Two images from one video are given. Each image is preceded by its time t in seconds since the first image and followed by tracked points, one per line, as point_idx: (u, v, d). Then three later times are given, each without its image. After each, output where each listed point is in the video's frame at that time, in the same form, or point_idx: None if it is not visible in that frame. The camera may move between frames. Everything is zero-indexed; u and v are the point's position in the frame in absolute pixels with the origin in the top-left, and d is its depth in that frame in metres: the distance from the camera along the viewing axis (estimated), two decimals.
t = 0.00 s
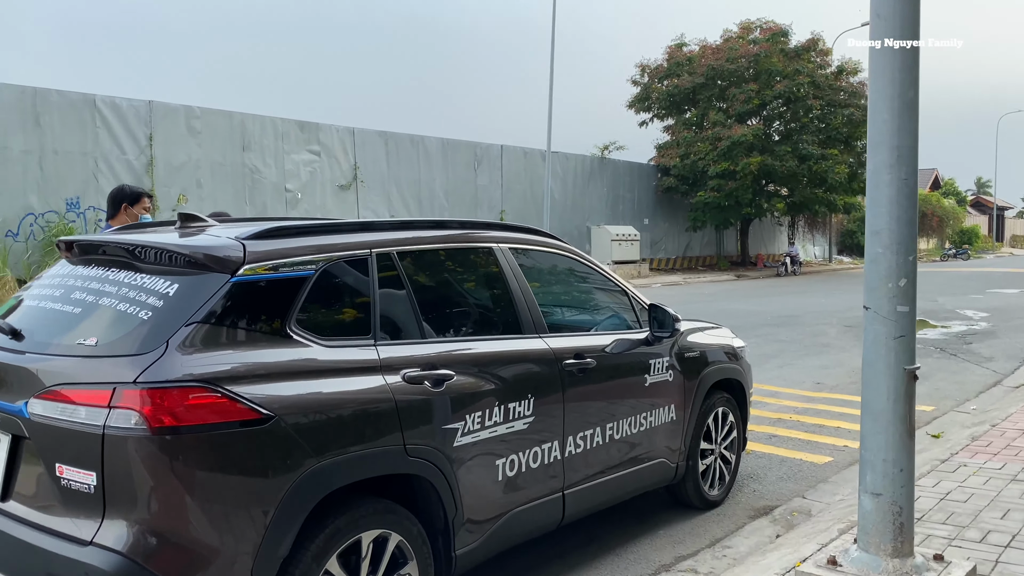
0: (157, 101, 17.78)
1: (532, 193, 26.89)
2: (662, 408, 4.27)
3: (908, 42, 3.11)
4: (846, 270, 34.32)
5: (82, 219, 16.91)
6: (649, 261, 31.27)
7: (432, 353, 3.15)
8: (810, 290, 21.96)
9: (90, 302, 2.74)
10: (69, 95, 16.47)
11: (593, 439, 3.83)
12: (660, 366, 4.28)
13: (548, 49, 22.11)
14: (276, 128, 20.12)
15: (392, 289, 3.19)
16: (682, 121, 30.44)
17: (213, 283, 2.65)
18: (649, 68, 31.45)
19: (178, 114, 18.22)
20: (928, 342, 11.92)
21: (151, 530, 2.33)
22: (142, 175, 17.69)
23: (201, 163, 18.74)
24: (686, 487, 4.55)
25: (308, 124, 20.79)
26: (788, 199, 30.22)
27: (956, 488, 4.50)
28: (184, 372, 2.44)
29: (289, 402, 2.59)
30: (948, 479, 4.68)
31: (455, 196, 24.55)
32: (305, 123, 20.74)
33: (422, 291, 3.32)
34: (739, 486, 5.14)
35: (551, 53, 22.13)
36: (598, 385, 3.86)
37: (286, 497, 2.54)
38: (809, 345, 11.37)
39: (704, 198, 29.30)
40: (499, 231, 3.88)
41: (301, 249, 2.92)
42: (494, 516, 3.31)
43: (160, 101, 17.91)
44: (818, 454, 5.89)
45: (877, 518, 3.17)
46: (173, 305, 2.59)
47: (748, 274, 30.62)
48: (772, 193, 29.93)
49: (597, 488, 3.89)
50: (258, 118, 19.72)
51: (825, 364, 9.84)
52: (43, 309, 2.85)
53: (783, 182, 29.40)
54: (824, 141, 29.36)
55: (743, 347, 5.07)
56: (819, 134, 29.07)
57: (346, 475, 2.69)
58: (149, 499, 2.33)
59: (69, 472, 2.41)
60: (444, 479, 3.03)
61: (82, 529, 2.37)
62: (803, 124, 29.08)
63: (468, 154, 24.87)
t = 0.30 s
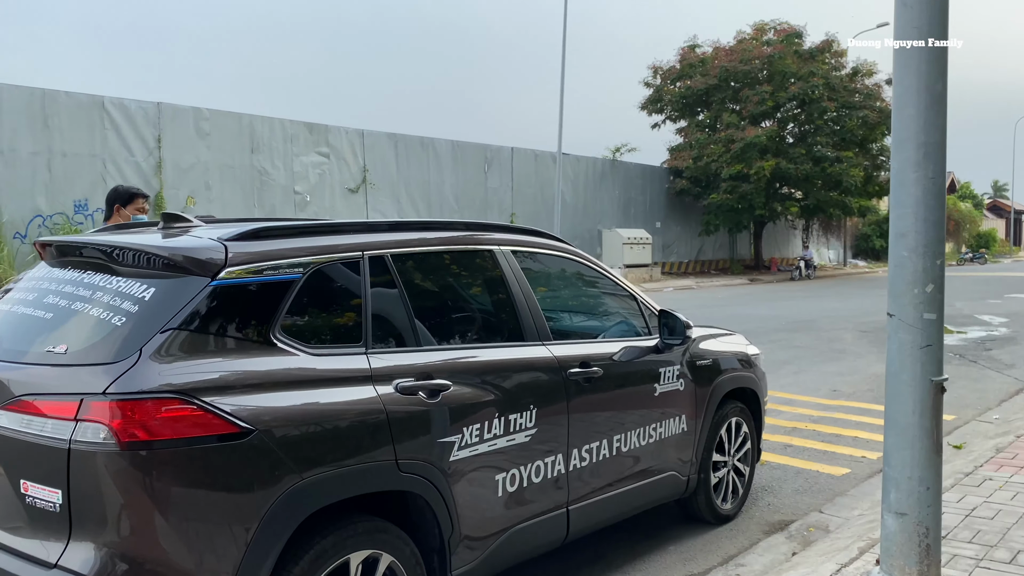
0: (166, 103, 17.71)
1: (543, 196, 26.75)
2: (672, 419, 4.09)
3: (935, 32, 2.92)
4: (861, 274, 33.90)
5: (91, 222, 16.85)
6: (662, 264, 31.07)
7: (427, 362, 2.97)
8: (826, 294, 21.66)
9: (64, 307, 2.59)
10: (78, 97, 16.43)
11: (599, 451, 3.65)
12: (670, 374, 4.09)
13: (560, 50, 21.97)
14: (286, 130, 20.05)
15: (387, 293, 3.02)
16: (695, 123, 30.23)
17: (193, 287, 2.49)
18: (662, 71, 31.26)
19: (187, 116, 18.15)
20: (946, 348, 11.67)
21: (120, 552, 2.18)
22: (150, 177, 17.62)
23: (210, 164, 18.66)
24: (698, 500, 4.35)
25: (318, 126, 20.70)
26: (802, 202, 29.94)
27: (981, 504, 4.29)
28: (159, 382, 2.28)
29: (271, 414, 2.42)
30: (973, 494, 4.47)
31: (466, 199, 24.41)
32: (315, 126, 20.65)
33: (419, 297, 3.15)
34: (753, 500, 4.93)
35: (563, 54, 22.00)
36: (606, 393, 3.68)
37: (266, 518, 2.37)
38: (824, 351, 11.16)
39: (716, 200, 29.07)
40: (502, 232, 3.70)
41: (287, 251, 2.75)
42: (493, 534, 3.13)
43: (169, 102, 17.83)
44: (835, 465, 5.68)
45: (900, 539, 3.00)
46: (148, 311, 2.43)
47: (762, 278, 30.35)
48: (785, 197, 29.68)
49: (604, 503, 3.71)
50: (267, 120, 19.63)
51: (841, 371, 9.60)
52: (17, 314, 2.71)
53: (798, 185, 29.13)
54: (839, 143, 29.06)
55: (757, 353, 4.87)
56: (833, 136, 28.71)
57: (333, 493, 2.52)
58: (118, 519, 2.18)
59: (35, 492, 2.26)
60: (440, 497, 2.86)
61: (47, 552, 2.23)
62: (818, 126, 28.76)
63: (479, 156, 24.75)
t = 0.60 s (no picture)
0: (177, 102, 17.66)
1: (554, 195, 26.61)
2: (679, 424, 3.95)
3: (955, 21, 2.77)
4: (875, 274, 33.63)
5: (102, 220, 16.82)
6: (674, 264, 30.89)
7: (420, 365, 2.85)
8: (840, 295, 21.43)
9: (37, 307, 2.49)
10: (90, 95, 16.41)
11: (601, 459, 3.51)
12: (677, 379, 3.95)
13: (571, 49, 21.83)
14: (297, 129, 19.98)
15: (378, 294, 2.89)
16: (707, 122, 30.00)
17: (171, 286, 2.37)
18: (674, 70, 31.04)
19: (198, 115, 18.09)
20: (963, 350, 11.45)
21: (88, 568, 2.07)
22: (161, 175, 17.58)
23: (221, 163, 18.60)
24: (705, 509, 4.21)
25: (329, 125, 20.63)
26: (816, 202, 29.69)
27: (1000, 515, 4.13)
28: (133, 388, 2.16)
29: (251, 421, 2.30)
30: (992, 505, 4.31)
31: (476, 198, 24.29)
32: (326, 125, 20.59)
33: (414, 297, 3.03)
34: (762, 508, 4.78)
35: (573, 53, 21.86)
36: (609, 398, 3.55)
37: (246, 529, 2.25)
38: (837, 352, 10.98)
39: (729, 200, 28.85)
40: (503, 230, 3.57)
41: (273, 248, 2.63)
42: (490, 545, 3.00)
43: (180, 101, 17.78)
44: (848, 472, 5.53)
45: (916, 554, 2.88)
46: (123, 312, 2.31)
47: (775, 278, 30.13)
48: (799, 196, 29.44)
49: (607, 512, 3.58)
50: (278, 119, 19.56)
51: (854, 373, 9.43)
52: None
53: (811, 185, 28.88)
54: (853, 143, 28.80)
55: (767, 357, 4.72)
56: (847, 135, 28.45)
57: (316, 504, 2.40)
58: (86, 532, 2.07)
59: None
60: (432, 507, 2.74)
61: (11, 565, 2.12)
62: (832, 126, 28.50)
63: (489, 155, 24.63)
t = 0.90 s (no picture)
0: (189, 101, 17.66)
1: (568, 195, 26.48)
2: (690, 433, 3.82)
3: (981, 12, 2.62)
4: (893, 276, 33.27)
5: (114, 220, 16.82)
6: (689, 265, 30.67)
7: (418, 371, 2.74)
8: (858, 297, 21.15)
9: (17, 311, 2.40)
10: (101, 94, 16.42)
11: (608, 469, 3.39)
12: (688, 386, 3.82)
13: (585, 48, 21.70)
14: (309, 129, 19.95)
15: (376, 297, 2.78)
16: (723, 121, 29.74)
17: (155, 289, 2.28)
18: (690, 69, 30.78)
19: (209, 114, 18.08)
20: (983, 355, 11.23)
21: None
22: (173, 174, 17.59)
23: (232, 162, 18.59)
24: (717, 519, 4.08)
25: (341, 125, 20.59)
26: (833, 203, 29.39)
27: None
28: (113, 397, 2.07)
29: (235, 431, 2.19)
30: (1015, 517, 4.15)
31: (489, 198, 24.19)
32: (338, 124, 20.56)
33: (414, 301, 2.92)
34: (775, 518, 4.64)
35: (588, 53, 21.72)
36: (616, 405, 3.42)
37: (233, 544, 2.14)
38: (854, 356, 10.79)
39: (745, 199, 28.61)
40: (510, 231, 3.45)
41: (264, 250, 2.53)
42: (490, 558, 2.89)
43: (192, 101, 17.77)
44: (865, 481, 5.37)
45: (938, 572, 2.75)
46: (104, 316, 2.22)
47: (791, 280, 29.87)
48: (815, 196, 29.15)
49: (614, 523, 3.45)
50: (290, 119, 19.53)
51: (871, 378, 9.24)
52: None
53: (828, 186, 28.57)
54: (871, 143, 28.50)
55: (782, 363, 4.58)
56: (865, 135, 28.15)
57: (307, 517, 2.29)
58: (61, 546, 1.97)
59: None
60: (429, 520, 2.62)
61: None
62: (849, 126, 28.20)
63: (503, 155, 24.52)
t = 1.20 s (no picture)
0: (200, 96, 17.67)
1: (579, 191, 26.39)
2: (701, 432, 3.76)
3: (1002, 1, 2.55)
4: (906, 272, 33.04)
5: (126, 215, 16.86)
6: (700, 261, 30.53)
7: (423, 369, 2.69)
8: (871, 294, 20.96)
9: (17, 308, 2.37)
10: (113, 90, 16.45)
11: (618, 469, 3.34)
12: (699, 384, 3.76)
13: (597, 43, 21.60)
14: (320, 124, 19.94)
15: (381, 294, 2.73)
16: (735, 117, 29.54)
17: (155, 286, 2.23)
18: (702, 63, 30.57)
19: (220, 109, 18.09)
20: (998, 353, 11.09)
21: None
22: (185, 169, 17.61)
23: (244, 157, 18.59)
24: (728, 520, 4.02)
25: (352, 120, 20.57)
26: (846, 198, 29.19)
27: None
28: (112, 396, 2.03)
29: (237, 431, 2.15)
30: None
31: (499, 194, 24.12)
32: (349, 119, 20.54)
33: (421, 298, 2.87)
34: (787, 518, 4.57)
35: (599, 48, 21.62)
36: (626, 403, 3.36)
37: (235, 545, 2.10)
38: (867, 353, 10.66)
39: (757, 195, 28.43)
40: (519, 227, 3.40)
41: (266, 246, 2.48)
42: (497, 558, 2.84)
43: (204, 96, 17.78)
44: (879, 480, 5.29)
45: None
46: (104, 311, 2.18)
47: (803, 276, 29.69)
48: (828, 192, 28.95)
49: (624, 523, 3.40)
50: (301, 114, 19.53)
51: (885, 375, 9.15)
52: None
53: (841, 181, 28.36)
54: (885, 139, 28.28)
55: (795, 362, 4.51)
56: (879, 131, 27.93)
57: (311, 520, 2.25)
58: (59, 546, 1.93)
59: None
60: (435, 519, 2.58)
61: None
62: (863, 121, 27.97)
63: (514, 151, 24.45)
